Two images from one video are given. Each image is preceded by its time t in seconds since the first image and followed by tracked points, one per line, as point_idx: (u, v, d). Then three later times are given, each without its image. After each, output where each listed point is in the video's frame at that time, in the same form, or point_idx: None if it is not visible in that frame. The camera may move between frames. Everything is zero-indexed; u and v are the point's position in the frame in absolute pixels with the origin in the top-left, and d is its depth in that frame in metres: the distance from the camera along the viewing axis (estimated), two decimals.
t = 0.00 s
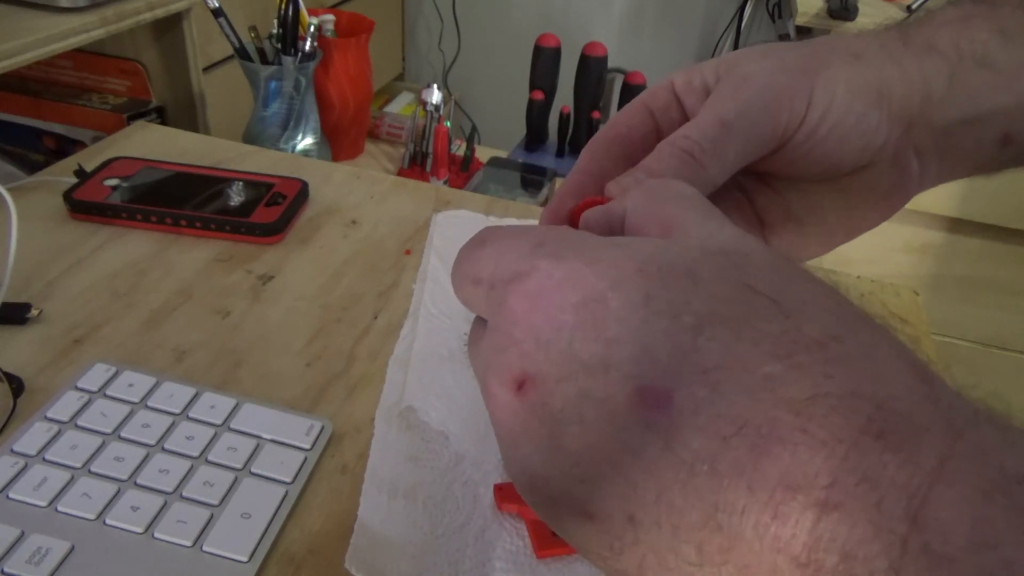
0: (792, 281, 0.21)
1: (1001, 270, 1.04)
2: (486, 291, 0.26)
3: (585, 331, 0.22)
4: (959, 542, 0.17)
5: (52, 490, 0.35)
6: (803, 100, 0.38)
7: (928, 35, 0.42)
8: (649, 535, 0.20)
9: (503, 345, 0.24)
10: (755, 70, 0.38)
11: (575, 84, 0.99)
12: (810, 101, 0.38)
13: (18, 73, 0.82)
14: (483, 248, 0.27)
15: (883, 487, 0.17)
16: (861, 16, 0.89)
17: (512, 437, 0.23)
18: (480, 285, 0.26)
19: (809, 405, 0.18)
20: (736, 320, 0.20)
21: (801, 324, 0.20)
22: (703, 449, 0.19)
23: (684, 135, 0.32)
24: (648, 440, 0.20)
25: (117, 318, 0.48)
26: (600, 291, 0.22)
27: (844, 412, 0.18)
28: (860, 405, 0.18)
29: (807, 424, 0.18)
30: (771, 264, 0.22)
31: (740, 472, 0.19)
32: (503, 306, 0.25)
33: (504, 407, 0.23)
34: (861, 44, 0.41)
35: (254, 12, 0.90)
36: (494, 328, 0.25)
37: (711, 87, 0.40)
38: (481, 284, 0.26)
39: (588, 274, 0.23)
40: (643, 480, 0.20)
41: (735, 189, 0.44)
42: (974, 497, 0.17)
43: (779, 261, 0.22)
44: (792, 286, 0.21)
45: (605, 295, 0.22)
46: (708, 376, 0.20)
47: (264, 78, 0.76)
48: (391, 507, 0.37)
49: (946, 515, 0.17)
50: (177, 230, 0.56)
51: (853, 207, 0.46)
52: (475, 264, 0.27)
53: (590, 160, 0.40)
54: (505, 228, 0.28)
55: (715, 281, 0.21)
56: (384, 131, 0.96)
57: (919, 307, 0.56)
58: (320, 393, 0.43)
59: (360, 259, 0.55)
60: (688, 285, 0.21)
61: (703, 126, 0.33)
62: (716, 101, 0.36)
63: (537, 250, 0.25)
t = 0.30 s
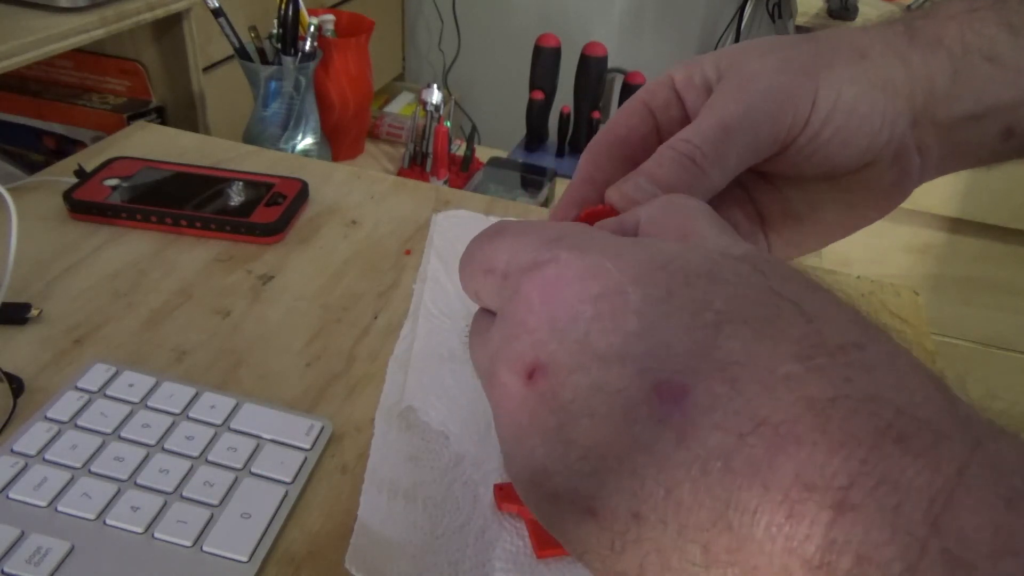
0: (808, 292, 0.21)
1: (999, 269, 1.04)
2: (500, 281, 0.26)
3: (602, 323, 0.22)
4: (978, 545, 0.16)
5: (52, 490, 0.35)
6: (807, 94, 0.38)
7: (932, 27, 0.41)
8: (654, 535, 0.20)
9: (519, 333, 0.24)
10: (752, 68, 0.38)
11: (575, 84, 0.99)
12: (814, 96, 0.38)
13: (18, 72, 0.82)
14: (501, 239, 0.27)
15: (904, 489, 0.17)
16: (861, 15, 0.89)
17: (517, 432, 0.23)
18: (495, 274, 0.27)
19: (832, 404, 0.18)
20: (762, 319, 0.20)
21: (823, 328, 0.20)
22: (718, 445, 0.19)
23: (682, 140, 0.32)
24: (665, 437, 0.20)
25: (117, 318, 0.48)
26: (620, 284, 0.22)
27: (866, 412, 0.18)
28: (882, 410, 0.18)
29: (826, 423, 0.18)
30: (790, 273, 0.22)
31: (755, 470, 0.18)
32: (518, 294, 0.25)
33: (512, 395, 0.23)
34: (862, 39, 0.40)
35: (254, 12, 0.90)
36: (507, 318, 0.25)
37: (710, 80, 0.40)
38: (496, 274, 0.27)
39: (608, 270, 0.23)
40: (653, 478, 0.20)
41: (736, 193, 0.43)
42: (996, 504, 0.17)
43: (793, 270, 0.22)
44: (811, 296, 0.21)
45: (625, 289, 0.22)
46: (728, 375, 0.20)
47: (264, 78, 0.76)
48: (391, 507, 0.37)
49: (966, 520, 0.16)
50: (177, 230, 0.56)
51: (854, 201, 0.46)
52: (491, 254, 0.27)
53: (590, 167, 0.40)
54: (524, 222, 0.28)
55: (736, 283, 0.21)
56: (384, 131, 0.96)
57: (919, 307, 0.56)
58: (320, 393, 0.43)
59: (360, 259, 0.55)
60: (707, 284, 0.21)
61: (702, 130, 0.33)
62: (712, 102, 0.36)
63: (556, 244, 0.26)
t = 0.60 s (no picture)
0: (800, 293, 0.21)
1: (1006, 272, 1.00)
2: (499, 295, 0.26)
3: (592, 335, 0.22)
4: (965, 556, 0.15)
5: (52, 490, 0.35)
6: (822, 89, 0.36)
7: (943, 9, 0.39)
8: (649, 546, 0.20)
9: (514, 348, 0.24)
10: (763, 54, 0.36)
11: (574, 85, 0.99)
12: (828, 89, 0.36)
13: (18, 72, 0.82)
14: (499, 251, 0.27)
15: (889, 503, 0.16)
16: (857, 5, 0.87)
17: (514, 442, 0.23)
18: (494, 289, 0.27)
19: (817, 414, 0.18)
20: (744, 328, 0.20)
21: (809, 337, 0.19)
22: (703, 457, 0.19)
23: (688, 140, 0.32)
24: (653, 448, 0.20)
25: (117, 317, 0.47)
26: (610, 297, 0.22)
27: (852, 420, 0.17)
28: (869, 418, 0.17)
29: (813, 434, 0.17)
30: (781, 280, 0.21)
31: (740, 485, 0.18)
32: (515, 309, 0.25)
33: (508, 410, 0.24)
34: (872, 23, 0.37)
35: (253, 12, 0.90)
36: (506, 330, 0.25)
37: (717, 65, 0.38)
38: (496, 291, 0.27)
39: (598, 280, 0.23)
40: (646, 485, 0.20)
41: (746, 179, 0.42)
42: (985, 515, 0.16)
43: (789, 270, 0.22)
44: (797, 296, 0.20)
45: (613, 302, 0.22)
46: (710, 386, 0.19)
47: (264, 78, 0.76)
48: (391, 507, 0.37)
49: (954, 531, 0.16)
50: (177, 230, 0.55)
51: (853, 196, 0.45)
52: (490, 267, 0.27)
53: (591, 163, 0.39)
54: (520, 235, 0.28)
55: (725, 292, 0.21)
56: (384, 131, 0.96)
57: (920, 307, 0.56)
58: (320, 393, 0.43)
59: (360, 259, 0.55)
60: (696, 295, 0.21)
61: (709, 128, 0.32)
62: (720, 96, 0.34)
63: (552, 253, 0.26)
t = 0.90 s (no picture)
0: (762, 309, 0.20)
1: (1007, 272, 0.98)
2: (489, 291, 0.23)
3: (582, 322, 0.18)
4: (978, 548, 0.12)
5: (52, 490, 0.35)
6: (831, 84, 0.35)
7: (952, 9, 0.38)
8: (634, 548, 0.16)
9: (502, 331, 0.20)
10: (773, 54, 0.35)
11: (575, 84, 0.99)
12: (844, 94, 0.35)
13: (18, 73, 0.82)
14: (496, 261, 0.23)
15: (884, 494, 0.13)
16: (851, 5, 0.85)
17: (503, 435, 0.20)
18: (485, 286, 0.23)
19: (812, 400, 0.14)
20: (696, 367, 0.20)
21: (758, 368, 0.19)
22: (694, 447, 0.16)
23: (697, 155, 0.31)
24: (647, 437, 0.16)
25: (117, 318, 0.47)
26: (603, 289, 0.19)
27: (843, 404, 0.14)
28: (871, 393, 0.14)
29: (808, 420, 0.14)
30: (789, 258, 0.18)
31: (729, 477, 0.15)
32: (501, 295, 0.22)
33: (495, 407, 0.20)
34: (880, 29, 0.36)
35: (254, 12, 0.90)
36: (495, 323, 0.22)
37: (724, 68, 0.38)
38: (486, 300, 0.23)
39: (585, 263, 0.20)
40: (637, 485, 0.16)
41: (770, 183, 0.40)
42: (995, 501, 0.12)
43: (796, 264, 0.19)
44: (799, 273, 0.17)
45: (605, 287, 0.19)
46: (705, 370, 0.16)
47: (264, 78, 0.76)
48: (391, 507, 0.37)
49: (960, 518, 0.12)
50: (177, 230, 0.55)
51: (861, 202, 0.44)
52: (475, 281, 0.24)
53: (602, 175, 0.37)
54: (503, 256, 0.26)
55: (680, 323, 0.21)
56: (384, 131, 0.96)
57: (920, 308, 0.56)
58: (320, 393, 0.43)
59: (360, 260, 0.55)
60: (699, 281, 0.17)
61: (722, 143, 0.32)
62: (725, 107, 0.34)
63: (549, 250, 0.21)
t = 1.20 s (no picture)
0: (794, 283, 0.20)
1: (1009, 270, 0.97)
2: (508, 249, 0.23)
3: (613, 270, 0.19)
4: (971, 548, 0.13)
5: (53, 490, 0.35)
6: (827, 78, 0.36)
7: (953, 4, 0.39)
8: (650, 494, 0.16)
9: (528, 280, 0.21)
10: (774, 45, 0.35)
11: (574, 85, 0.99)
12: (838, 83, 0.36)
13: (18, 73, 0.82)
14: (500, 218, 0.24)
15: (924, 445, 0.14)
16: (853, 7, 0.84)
17: (519, 383, 0.20)
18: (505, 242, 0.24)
19: (851, 353, 0.15)
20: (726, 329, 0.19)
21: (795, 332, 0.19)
22: (727, 390, 0.16)
23: (698, 133, 0.29)
24: (673, 381, 0.16)
25: (117, 318, 0.48)
26: (631, 234, 0.19)
27: (881, 361, 0.14)
28: (906, 359, 0.14)
29: (847, 370, 0.15)
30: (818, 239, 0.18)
31: (766, 426, 0.15)
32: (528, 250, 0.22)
33: (515, 353, 0.20)
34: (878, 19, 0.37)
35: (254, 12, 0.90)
36: (514, 278, 0.22)
37: (726, 50, 0.37)
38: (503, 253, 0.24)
39: (616, 217, 0.20)
40: (661, 428, 0.16)
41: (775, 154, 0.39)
42: None
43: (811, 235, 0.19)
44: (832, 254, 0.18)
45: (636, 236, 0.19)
46: (740, 318, 0.16)
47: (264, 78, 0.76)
48: (390, 506, 0.37)
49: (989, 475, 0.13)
50: (177, 230, 0.55)
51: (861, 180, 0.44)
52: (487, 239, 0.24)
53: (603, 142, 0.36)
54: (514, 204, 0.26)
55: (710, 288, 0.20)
56: (384, 132, 0.96)
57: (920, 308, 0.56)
58: (320, 393, 0.43)
59: (360, 259, 0.55)
60: (728, 232, 0.18)
61: (720, 122, 0.31)
62: (727, 84, 0.34)
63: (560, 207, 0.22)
